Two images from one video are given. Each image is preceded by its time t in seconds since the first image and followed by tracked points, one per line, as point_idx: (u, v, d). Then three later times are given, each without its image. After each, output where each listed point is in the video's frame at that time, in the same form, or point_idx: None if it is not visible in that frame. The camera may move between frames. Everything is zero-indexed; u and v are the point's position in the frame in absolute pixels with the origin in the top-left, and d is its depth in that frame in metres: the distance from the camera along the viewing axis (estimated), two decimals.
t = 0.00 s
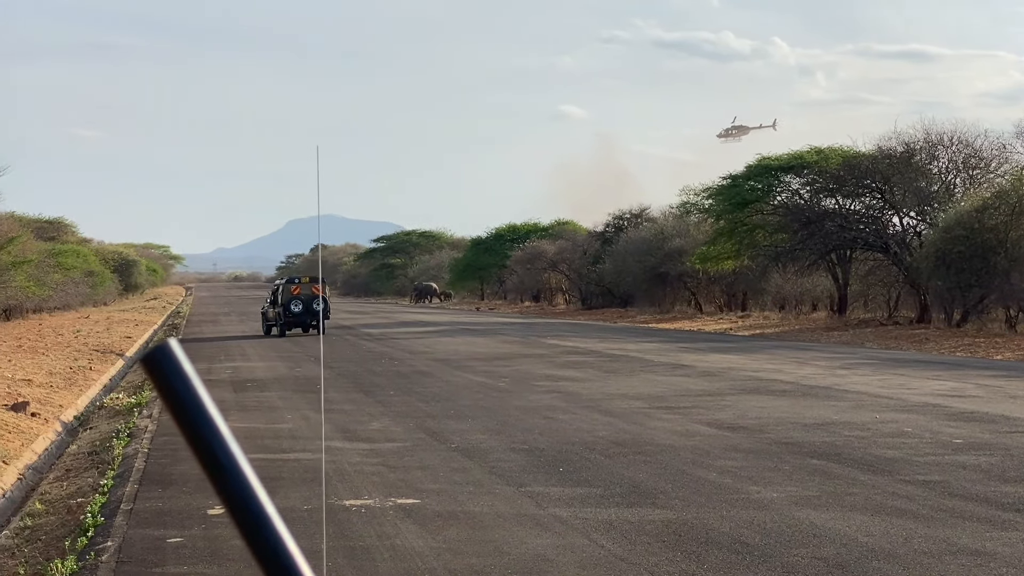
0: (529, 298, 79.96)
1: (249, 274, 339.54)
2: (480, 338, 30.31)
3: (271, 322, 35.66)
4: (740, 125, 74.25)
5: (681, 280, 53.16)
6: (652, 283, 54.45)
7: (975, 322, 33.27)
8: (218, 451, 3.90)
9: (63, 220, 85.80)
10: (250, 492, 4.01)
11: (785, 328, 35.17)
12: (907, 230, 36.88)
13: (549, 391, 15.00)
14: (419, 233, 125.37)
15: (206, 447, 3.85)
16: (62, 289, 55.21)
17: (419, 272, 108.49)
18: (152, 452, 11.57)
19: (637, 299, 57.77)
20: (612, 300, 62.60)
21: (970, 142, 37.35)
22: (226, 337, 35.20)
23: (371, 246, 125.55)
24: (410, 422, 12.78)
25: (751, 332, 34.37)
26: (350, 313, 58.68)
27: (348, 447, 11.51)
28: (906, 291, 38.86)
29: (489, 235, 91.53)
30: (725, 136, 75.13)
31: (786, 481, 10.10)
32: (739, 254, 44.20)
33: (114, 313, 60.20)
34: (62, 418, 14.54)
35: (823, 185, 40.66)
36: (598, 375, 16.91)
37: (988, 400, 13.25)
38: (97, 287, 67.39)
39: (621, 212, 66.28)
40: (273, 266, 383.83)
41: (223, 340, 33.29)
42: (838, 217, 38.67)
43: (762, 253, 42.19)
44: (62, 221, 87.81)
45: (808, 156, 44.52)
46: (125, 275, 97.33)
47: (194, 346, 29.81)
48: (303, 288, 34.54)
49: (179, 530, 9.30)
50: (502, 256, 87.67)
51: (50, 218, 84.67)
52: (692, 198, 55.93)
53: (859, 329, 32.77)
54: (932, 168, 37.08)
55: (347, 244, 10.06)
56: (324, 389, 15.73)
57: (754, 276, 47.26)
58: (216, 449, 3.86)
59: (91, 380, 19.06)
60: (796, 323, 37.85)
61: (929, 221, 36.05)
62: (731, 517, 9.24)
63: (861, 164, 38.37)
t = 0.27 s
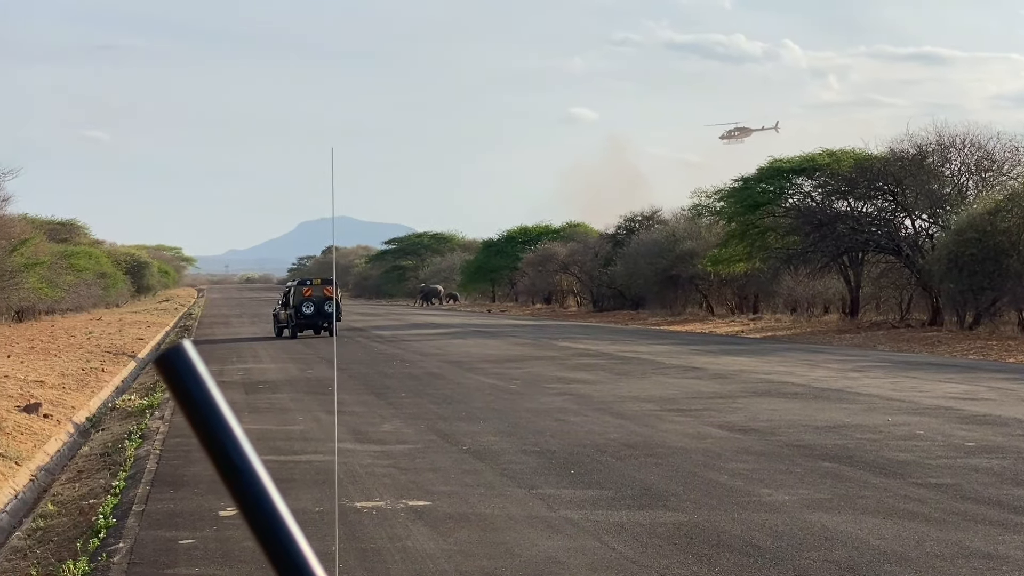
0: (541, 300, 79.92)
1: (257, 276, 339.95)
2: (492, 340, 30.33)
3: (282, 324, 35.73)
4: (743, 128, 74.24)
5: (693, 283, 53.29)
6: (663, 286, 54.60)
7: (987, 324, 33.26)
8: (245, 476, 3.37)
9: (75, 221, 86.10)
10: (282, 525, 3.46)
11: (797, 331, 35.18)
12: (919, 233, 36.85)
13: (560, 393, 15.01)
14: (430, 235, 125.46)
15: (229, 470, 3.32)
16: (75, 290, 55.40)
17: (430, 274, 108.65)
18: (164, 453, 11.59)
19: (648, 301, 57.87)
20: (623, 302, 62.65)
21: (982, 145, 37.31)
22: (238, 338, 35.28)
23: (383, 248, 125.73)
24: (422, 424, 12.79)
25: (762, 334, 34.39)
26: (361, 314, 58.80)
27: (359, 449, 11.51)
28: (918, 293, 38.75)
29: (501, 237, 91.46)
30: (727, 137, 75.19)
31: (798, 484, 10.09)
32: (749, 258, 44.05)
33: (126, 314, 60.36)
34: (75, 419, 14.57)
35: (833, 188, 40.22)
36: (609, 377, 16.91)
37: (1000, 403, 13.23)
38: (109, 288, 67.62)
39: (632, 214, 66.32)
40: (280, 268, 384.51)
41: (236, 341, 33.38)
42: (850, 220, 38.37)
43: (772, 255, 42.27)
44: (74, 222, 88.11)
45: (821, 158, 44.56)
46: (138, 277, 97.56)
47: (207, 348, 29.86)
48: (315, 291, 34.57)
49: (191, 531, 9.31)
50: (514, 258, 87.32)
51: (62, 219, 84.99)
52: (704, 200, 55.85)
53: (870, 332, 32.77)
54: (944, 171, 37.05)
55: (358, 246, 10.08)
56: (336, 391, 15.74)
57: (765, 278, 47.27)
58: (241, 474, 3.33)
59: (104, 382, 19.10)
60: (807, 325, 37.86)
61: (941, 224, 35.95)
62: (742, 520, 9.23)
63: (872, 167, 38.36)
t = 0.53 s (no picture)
0: (552, 303, 79.74)
1: (265, 277, 340.27)
2: (504, 343, 30.32)
3: (294, 326, 35.80)
4: (745, 131, 74.24)
5: (705, 286, 53.24)
6: (676, 290, 54.31)
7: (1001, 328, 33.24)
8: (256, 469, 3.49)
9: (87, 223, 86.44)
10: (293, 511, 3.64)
11: (808, 334, 35.15)
12: (932, 236, 36.68)
13: (572, 396, 15.01)
14: (441, 238, 125.59)
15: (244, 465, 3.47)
16: (88, 293, 55.63)
17: (443, 277, 108.63)
18: (176, 456, 11.61)
19: (661, 304, 57.80)
20: (635, 305, 62.59)
21: (995, 148, 37.18)
22: (250, 341, 35.36)
23: (396, 251, 125.75)
24: (434, 426, 12.79)
25: (774, 337, 34.37)
26: (373, 316, 58.89)
27: (371, 451, 11.53)
28: (931, 297, 38.65)
29: (512, 241, 91.42)
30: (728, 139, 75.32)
31: (811, 488, 10.07)
32: (762, 260, 44.17)
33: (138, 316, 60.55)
34: (87, 421, 14.60)
35: (847, 191, 40.07)
36: (621, 380, 16.90)
37: (1015, 407, 13.18)
38: (122, 290, 67.82)
39: (644, 218, 66.38)
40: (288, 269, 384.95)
41: (249, 344, 33.41)
42: (863, 223, 38.53)
43: (786, 258, 42.46)
44: (86, 224, 88.41)
45: (834, 161, 44.46)
46: (150, 279, 97.81)
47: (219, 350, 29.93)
48: (327, 293, 34.56)
49: (203, 534, 9.31)
50: (527, 260, 86.63)
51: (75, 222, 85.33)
52: (715, 203, 55.72)
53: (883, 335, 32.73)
54: (958, 174, 36.93)
55: (372, 249, 10.05)
56: (348, 393, 15.76)
57: (778, 281, 47.41)
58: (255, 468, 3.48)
59: (115, 384, 19.14)
60: (820, 328, 37.80)
61: (954, 227, 35.75)
62: (754, 523, 9.22)
63: (886, 171, 38.15)
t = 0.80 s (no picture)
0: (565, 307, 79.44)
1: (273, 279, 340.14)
2: (516, 346, 30.31)
3: (308, 329, 35.86)
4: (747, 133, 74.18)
5: (718, 289, 53.17)
6: (689, 292, 54.53)
7: (1015, 332, 33.27)
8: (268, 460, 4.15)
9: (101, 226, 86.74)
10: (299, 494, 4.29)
11: (821, 338, 35.12)
12: (946, 240, 36.53)
13: (584, 399, 14.99)
14: (453, 241, 125.65)
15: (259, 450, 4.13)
16: (102, 296, 55.80)
17: (455, 280, 108.51)
18: (189, 458, 11.64)
19: (674, 307, 57.54)
20: (648, 309, 62.56)
21: (1009, 152, 37.27)
22: (262, 344, 35.42)
23: (408, 254, 125.63)
24: (446, 430, 12.79)
25: (787, 341, 34.30)
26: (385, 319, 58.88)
27: (383, 455, 11.54)
28: (945, 301, 38.55)
29: (525, 244, 91.26)
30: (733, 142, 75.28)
31: (824, 492, 10.05)
32: (775, 264, 44.11)
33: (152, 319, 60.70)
34: (101, 423, 14.66)
35: (859, 195, 39.79)
36: (634, 384, 16.87)
37: None
38: (135, 293, 68.03)
39: (657, 221, 66.27)
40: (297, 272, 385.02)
41: (261, 347, 33.45)
42: (876, 226, 38.39)
43: (799, 262, 42.45)
44: (99, 227, 88.72)
45: (847, 165, 44.35)
46: (163, 282, 98.10)
47: (232, 353, 30.00)
48: (339, 296, 34.56)
49: (215, 536, 9.33)
50: (540, 263, 86.30)
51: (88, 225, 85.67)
52: (728, 206, 55.62)
53: (896, 339, 32.68)
54: (972, 178, 36.96)
55: (383, 252, 10.02)
56: (361, 396, 15.77)
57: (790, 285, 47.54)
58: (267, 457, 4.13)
59: (129, 387, 19.20)
60: (833, 333, 37.68)
61: (969, 231, 35.60)
62: (767, 528, 9.20)
63: (899, 174, 37.76)
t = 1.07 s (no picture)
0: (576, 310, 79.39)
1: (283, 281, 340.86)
2: (529, 349, 30.34)
3: (321, 332, 35.92)
4: (750, 137, 74.22)
5: (730, 293, 53.15)
6: (701, 295, 54.00)
7: None
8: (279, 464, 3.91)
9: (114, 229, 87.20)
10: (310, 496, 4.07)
11: (834, 341, 35.06)
12: (959, 243, 36.35)
13: (596, 403, 14.99)
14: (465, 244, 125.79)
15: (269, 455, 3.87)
16: (116, 297, 56.06)
17: (466, 283, 108.64)
18: (202, 461, 11.66)
19: (685, 310, 57.42)
20: (660, 312, 62.52)
21: None
22: (274, 346, 35.51)
23: (420, 257, 125.85)
24: (458, 433, 12.79)
25: (800, 345, 34.26)
26: (398, 322, 58.94)
27: (395, 458, 11.55)
28: (958, 304, 38.49)
29: (537, 247, 91.29)
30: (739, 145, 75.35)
31: (836, 496, 10.03)
32: (787, 268, 44.11)
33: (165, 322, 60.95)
34: (113, 425, 14.71)
35: (873, 198, 39.86)
36: (646, 387, 16.85)
37: None
38: (148, 296, 68.32)
39: (670, 223, 66.14)
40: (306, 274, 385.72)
41: (274, 349, 33.53)
42: (889, 230, 38.29)
43: (812, 265, 42.19)
44: (113, 230, 89.15)
45: (859, 168, 44.20)
46: (176, 284, 98.52)
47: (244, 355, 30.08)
48: (352, 299, 34.53)
49: (227, 538, 9.33)
50: (551, 267, 86.53)
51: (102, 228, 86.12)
52: (741, 210, 55.52)
53: (909, 343, 32.61)
54: (985, 181, 36.87)
55: (396, 256, 9.98)
56: (373, 399, 15.78)
57: (803, 288, 47.46)
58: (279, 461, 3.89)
59: (141, 389, 19.26)
60: (846, 336, 37.63)
61: (982, 235, 35.56)
62: (779, 531, 9.17)
63: (912, 177, 37.75)
